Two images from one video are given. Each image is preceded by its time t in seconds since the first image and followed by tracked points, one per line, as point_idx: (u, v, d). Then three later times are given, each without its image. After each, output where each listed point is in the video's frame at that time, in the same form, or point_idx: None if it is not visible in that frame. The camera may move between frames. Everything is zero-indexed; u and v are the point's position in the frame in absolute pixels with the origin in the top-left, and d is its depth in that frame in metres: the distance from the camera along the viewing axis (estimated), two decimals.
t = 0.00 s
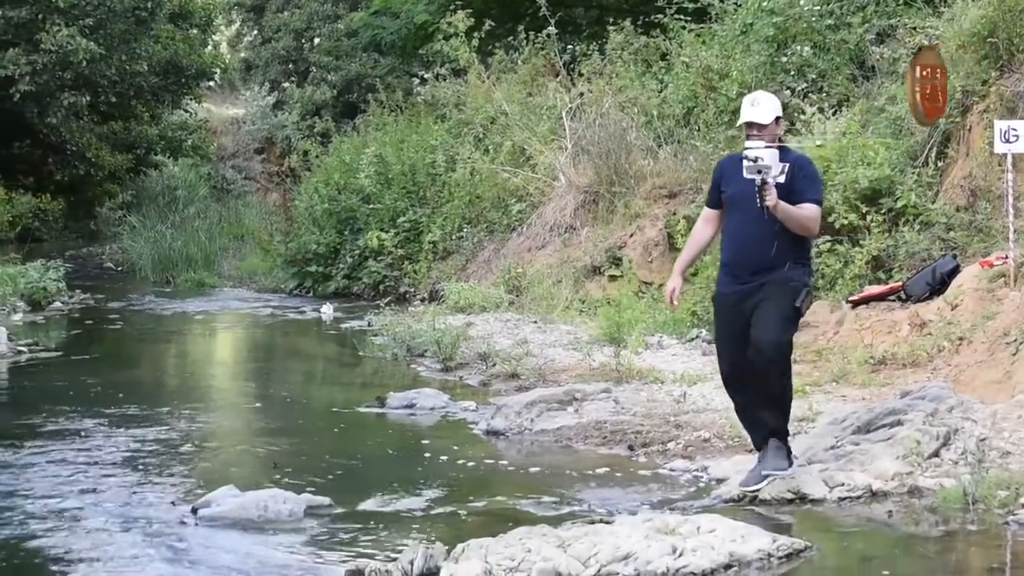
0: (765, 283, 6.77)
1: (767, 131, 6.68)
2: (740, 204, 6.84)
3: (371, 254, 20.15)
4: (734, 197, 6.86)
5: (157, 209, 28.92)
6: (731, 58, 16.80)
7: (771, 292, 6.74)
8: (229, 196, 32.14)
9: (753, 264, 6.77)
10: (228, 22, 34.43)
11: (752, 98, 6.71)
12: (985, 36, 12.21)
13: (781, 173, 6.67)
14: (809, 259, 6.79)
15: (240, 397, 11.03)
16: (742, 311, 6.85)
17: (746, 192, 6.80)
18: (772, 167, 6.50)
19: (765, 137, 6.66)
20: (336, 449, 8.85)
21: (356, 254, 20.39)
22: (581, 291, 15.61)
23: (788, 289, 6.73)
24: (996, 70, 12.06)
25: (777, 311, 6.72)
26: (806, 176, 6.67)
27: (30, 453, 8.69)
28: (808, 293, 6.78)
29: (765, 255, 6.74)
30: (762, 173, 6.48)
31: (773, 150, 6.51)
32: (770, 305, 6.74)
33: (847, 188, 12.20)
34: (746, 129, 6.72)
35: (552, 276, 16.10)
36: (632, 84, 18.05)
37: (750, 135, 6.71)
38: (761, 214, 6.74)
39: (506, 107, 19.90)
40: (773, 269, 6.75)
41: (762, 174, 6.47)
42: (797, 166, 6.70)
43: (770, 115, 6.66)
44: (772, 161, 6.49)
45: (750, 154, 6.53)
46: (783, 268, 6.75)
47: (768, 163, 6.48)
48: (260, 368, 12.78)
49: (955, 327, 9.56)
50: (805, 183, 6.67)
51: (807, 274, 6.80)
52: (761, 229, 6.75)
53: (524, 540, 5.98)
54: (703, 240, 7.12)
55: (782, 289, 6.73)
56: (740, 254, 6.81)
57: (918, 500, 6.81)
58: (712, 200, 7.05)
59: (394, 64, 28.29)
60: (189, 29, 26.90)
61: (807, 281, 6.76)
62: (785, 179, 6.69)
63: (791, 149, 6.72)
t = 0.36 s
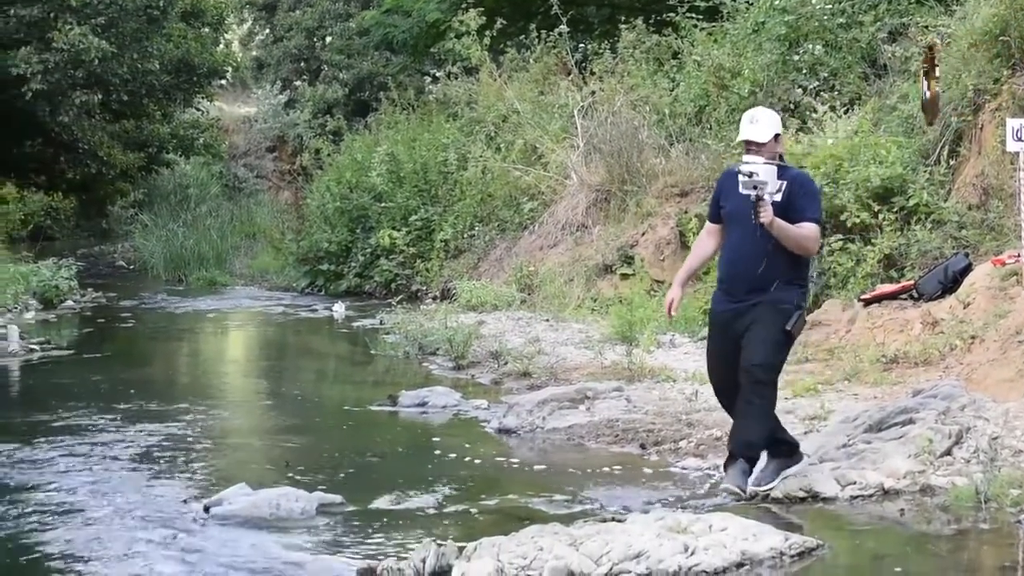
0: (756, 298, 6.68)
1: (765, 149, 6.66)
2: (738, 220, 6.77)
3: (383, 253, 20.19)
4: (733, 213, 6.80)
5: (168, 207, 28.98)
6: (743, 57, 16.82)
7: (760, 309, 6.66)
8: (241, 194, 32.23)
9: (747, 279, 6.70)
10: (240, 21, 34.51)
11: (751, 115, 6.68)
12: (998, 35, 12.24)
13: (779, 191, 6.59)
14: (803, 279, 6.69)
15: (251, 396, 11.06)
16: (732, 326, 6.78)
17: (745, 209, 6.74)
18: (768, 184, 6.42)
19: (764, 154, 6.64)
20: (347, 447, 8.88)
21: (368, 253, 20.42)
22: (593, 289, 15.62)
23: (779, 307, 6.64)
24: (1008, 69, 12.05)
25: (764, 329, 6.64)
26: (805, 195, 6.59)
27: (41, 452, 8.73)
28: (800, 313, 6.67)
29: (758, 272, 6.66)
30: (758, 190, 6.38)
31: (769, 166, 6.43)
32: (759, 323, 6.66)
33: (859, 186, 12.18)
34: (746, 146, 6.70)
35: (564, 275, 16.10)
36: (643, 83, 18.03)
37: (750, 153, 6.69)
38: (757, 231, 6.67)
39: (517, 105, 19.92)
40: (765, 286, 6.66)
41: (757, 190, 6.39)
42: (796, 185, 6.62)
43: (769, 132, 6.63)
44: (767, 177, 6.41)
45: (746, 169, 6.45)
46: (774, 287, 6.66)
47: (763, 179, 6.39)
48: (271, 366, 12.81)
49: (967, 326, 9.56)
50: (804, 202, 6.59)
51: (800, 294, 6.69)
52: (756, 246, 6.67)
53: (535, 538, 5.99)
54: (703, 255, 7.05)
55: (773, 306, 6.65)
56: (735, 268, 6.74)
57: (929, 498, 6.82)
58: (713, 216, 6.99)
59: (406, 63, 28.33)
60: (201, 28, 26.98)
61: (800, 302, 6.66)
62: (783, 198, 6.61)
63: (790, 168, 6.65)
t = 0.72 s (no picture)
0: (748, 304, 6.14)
1: (754, 149, 6.16)
2: (727, 221, 6.26)
3: (395, 249, 20.22)
4: (720, 214, 6.29)
5: (181, 203, 29.07)
6: (755, 53, 16.81)
7: (755, 316, 6.11)
8: (253, 191, 32.32)
9: (737, 285, 6.16)
10: (253, 17, 34.59)
11: (738, 113, 6.17)
12: (1011, 31, 12.29)
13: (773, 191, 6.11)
14: (799, 285, 6.16)
15: (263, 392, 11.09)
16: (722, 334, 6.23)
17: (734, 210, 6.23)
18: (762, 183, 5.98)
19: (753, 154, 6.14)
20: (360, 444, 8.91)
21: (380, 249, 20.47)
22: (605, 286, 15.63)
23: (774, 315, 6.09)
24: (1021, 65, 12.04)
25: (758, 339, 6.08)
26: (800, 195, 6.13)
27: (55, 448, 8.77)
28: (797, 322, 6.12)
29: (751, 276, 6.12)
30: (751, 189, 5.96)
31: (761, 166, 6.00)
32: (753, 331, 6.10)
33: (872, 182, 12.16)
34: (734, 146, 6.21)
35: (577, 272, 16.12)
36: (657, 80, 17.99)
37: (738, 154, 6.18)
38: (749, 232, 6.16)
39: (530, 102, 19.94)
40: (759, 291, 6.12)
41: (751, 193, 5.96)
42: (789, 183, 6.14)
43: (757, 131, 6.13)
44: (760, 175, 5.97)
45: (737, 168, 6.02)
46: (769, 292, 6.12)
47: (755, 177, 5.96)
48: (284, 362, 12.85)
49: (979, 322, 9.55)
50: (799, 201, 6.12)
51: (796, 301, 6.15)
52: (748, 248, 6.15)
53: (546, 535, 6.00)
54: (687, 259, 6.52)
55: (766, 311, 6.09)
56: (723, 271, 6.20)
57: (941, 495, 6.82)
58: (696, 217, 6.46)
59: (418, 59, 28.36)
60: (214, 24, 27.06)
61: (796, 307, 6.12)
62: (776, 198, 6.12)
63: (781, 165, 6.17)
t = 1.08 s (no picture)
0: (743, 294, 6.03)
1: (747, 131, 6.10)
2: (719, 205, 6.13)
3: (395, 245, 20.23)
4: (711, 198, 6.16)
5: (182, 200, 29.04)
6: (757, 49, 16.80)
7: (751, 306, 6.01)
8: (254, 187, 32.32)
9: (732, 273, 6.04)
10: (254, 14, 34.57)
11: (732, 93, 6.12)
12: (1011, 28, 12.31)
13: (765, 175, 6.00)
14: (792, 275, 6.08)
15: (263, 388, 11.09)
16: (715, 322, 6.12)
17: (725, 193, 6.11)
18: (748, 168, 5.92)
19: (746, 136, 6.09)
20: (360, 440, 8.90)
21: (382, 245, 20.48)
22: (606, 282, 15.63)
23: (771, 305, 6.01)
24: (1022, 61, 12.05)
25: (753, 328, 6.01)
26: (793, 180, 6.01)
27: (55, 444, 8.77)
28: (791, 313, 6.06)
29: (746, 263, 6.02)
30: (737, 174, 5.91)
31: (748, 150, 5.93)
32: (749, 321, 6.02)
33: (873, 179, 12.14)
34: (726, 126, 6.16)
35: (578, 268, 16.12)
36: (657, 75, 17.94)
37: (730, 135, 6.14)
38: (741, 217, 6.04)
39: (530, 98, 19.94)
40: (755, 279, 6.02)
41: (737, 177, 5.91)
42: (782, 168, 6.03)
43: (751, 112, 6.07)
44: (746, 161, 5.91)
45: (722, 153, 5.96)
46: (765, 282, 6.03)
47: (741, 162, 5.90)
48: (284, 359, 12.85)
49: (980, 318, 9.54)
50: (792, 186, 6.01)
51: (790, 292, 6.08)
52: (741, 233, 6.03)
53: (546, 531, 5.99)
54: (678, 243, 6.40)
55: (762, 303, 6.01)
56: (718, 259, 6.07)
57: (942, 491, 6.83)
58: (688, 199, 6.34)
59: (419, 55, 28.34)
60: (215, 20, 27.06)
61: (790, 298, 6.05)
62: (768, 182, 6.01)
63: (775, 149, 6.06)
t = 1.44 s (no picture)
0: (737, 295, 5.93)
1: (740, 123, 5.98)
2: (710, 201, 6.00)
3: (395, 245, 20.23)
4: (702, 194, 6.02)
5: (181, 199, 29.02)
6: (756, 49, 16.81)
7: (745, 306, 5.93)
8: (253, 187, 32.32)
9: (726, 272, 5.94)
10: (253, 13, 34.57)
11: (725, 86, 6.00)
12: (1011, 27, 12.29)
13: (757, 170, 5.94)
14: (782, 272, 6.03)
15: (262, 388, 11.09)
16: (707, 323, 5.99)
17: (717, 189, 5.98)
18: (741, 162, 5.81)
19: (739, 129, 5.98)
20: (359, 440, 8.90)
21: (380, 245, 20.47)
22: (605, 282, 15.63)
23: (764, 305, 5.94)
24: (1021, 61, 12.05)
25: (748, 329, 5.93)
26: (785, 175, 5.94)
27: (54, 443, 8.77)
28: (783, 312, 6.01)
29: (739, 261, 5.92)
30: (731, 168, 5.80)
31: (741, 143, 5.82)
32: (744, 322, 5.93)
33: (872, 178, 12.14)
34: (719, 119, 6.04)
35: (577, 267, 16.12)
36: (656, 75, 17.93)
37: (723, 127, 6.02)
38: (734, 213, 5.93)
39: (530, 97, 19.94)
40: (748, 278, 5.93)
41: (732, 171, 5.80)
42: (774, 163, 5.96)
43: (745, 105, 5.96)
44: (740, 155, 5.80)
45: (715, 146, 5.84)
46: (757, 280, 5.95)
47: (735, 156, 5.79)
48: (283, 358, 12.85)
49: (979, 318, 9.54)
50: (783, 182, 5.94)
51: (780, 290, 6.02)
52: (734, 230, 5.93)
53: (545, 531, 5.98)
54: (666, 244, 6.20)
55: (756, 302, 5.93)
56: (711, 258, 5.96)
57: (941, 491, 6.83)
58: (676, 195, 6.18)
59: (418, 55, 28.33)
60: (214, 20, 27.03)
61: (781, 297, 5.99)
62: (760, 178, 5.94)
63: (767, 144, 5.99)
